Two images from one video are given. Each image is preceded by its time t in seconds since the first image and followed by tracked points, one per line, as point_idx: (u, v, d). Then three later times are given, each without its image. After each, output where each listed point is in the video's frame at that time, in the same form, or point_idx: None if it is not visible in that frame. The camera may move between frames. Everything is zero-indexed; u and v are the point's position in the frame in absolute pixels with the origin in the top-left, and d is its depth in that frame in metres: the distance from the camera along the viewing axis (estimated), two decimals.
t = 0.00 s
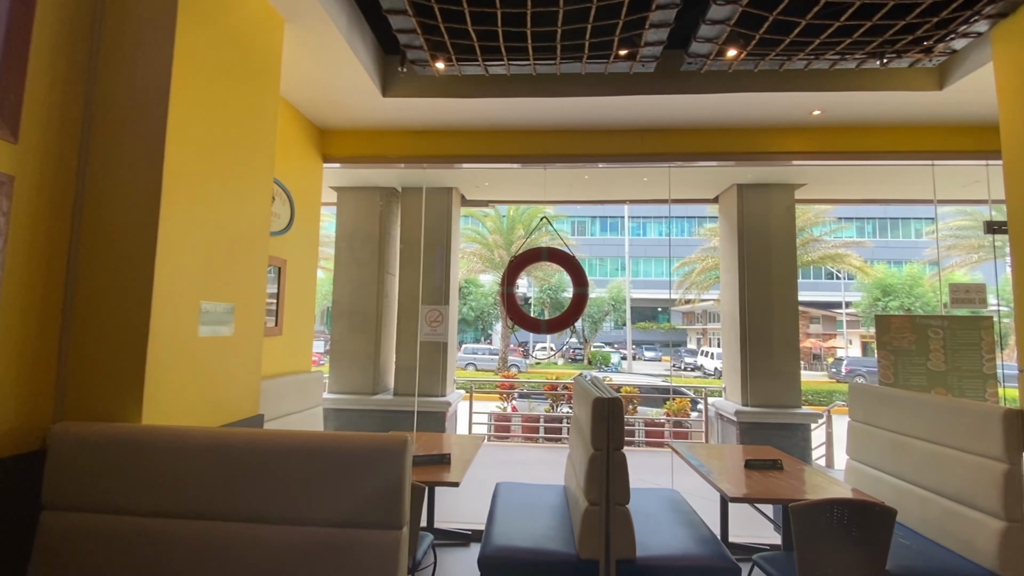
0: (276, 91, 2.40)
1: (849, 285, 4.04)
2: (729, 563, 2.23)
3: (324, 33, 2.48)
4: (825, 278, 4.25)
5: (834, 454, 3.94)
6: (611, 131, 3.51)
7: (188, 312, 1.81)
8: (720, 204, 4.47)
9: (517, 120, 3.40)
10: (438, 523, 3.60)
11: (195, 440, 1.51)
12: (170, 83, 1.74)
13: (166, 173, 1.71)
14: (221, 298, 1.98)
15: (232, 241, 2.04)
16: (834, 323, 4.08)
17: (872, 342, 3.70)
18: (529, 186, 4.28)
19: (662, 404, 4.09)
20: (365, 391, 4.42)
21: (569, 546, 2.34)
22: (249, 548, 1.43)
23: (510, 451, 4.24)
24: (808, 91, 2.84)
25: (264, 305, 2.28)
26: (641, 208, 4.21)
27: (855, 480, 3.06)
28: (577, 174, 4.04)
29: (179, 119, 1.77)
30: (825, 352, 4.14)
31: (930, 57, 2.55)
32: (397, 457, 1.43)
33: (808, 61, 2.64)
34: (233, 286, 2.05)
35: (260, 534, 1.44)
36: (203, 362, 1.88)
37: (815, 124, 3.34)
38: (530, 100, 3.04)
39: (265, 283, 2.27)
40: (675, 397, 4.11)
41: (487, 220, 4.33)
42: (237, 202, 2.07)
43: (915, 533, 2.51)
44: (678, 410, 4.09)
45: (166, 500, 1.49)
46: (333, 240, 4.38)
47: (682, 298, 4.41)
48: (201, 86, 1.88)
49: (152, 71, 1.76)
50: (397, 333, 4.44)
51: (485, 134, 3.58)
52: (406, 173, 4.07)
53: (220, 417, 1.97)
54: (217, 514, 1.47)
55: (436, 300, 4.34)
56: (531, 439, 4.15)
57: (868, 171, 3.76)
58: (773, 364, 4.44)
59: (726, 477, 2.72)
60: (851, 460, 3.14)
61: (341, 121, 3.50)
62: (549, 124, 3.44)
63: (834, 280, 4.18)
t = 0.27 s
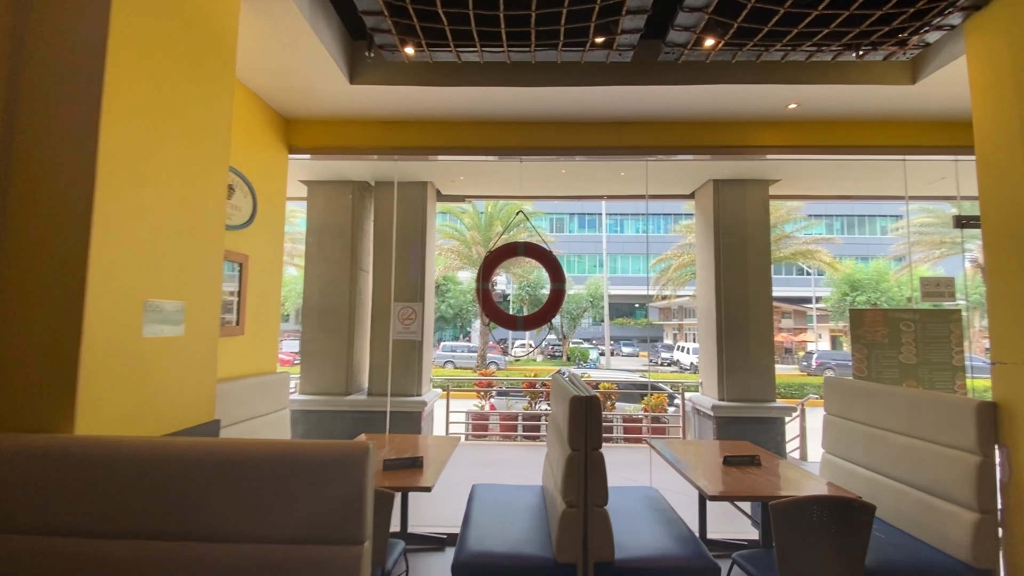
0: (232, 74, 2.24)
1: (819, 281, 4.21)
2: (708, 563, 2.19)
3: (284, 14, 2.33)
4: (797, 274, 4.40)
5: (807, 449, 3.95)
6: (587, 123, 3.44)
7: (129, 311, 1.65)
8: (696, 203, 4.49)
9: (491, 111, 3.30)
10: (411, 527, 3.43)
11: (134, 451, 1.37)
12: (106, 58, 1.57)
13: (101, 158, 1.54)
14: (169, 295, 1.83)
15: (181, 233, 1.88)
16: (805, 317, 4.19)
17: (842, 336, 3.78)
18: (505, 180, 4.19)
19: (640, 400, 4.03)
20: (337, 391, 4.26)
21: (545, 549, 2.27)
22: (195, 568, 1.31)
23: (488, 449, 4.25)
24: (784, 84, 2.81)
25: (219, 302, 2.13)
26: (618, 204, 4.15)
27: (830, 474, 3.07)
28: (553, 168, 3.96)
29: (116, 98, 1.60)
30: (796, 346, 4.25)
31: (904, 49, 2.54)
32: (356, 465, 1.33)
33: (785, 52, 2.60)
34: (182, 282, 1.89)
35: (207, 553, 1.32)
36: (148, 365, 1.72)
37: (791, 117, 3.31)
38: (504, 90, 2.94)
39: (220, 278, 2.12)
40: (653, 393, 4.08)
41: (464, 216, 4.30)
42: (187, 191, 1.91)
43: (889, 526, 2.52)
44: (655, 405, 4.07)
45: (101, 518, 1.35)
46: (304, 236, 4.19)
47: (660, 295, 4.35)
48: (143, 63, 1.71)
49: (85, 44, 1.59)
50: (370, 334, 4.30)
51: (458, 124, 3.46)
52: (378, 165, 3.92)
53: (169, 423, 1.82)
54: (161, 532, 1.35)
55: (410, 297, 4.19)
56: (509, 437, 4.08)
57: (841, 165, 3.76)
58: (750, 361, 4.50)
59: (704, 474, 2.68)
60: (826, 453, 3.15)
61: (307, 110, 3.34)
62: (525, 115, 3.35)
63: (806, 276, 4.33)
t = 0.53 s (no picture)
0: (188, 48, 2.07)
1: (796, 277, 4.07)
2: (692, 565, 2.11)
3: None
4: (775, 270, 4.33)
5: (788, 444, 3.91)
6: (570, 113, 3.33)
7: (64, 305, 1.49)
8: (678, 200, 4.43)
9: (471, 98, 3.17)
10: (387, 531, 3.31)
11: (63, 461, 1.23)
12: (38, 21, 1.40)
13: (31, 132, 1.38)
14: (112, 288, 1.67)
15: (127, 220, 1.72)
16: (783, 313, 4.03)
17: (820, 332, 3.68)
18: (487, 171, 4.08)
19: (622, 396, 3.98)
20: (313, 390, 4.11)
21: (524, 554, 2.18)
22: None
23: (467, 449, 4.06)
24: (770, 73, 2.74)
25: (173, 295, 1.98)
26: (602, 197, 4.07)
27: (813, 470, 3.04)
28: (537, 159, 3.86)
29: (51, 67, 1.43)
30: (775, 340, 4.10)
31: (892, 40, 2.49)
32: (313, 473, 1.21)
33: (773, 40, 2.53)
34: (128, 273, 1.74)
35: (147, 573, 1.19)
36: (87, 364, 1.57)
37: (777, 109, 3.25)
38: (483, 75, 2.82)
39: (173, 269, 1.97)
40: (635, 389, 4.01)
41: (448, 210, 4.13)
42: (134, 174, 1.75)
43: (873, 524, 2.49)
44: (638, 401, 4.01)
45: (25, 536, 1.21)
46: (276, 229, 4.05)
47: (642, 290, 4.19)
48: (84, 30, 1.55)
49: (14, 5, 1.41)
50: (347, 332, 4.13)
51: (436, 112, 3.32)
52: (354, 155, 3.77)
53: (112, 427, 1.67)
54: (95, 551, 1.21)
55: (387, 292, 4.06)
56: (491, 434, 3.99)
57: (826, 159, 3.72)
58: (732, 356, 4.48)
59: (687, 473, 2.62)
60: (809, 450, 3.12)
61: (276, 93, 3.16)
62: (507, 103, 3.23)
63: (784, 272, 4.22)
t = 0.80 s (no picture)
0: (149, 20, 1.95)
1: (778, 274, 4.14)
2: (674, 563, 2.08)
3: None
4: (757, 267, 4.39)
5: (767, 438, 3.99)
6: (556, 102, 3.27)
7: (7, 291, 1.37)
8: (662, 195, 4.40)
9: (454, 85, 3.08)
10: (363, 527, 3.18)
11: None
12: None
13: None
14: (62, 275, 1.55)
15: (79, 201, 1.61)
16: (764, 309, 4.15)
17: (797, 327, 3.82)
18: (471, 161, 4.01)
19: (605, 390, 4.01)
20: (291, 382, 3.94)
21: (504, 553, 2.12)
22: None
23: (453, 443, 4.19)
24: (758, 64, 2.71)
25: (131, 283, 1.86)
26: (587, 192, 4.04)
27: (793, 466, 3.04)
28: (522, 150, 3.78)
29: None
30: (755, 337, 4.20)
31: (880, 33, 2.48)
32: (274, 475, 1.14)
33: (761, 30, 2.49)
34: (80, 258, 1.62)
35: None
36: (31, 356, 1.45)
37: (765, 102, 3.23)
38: (466, 60, 2.73)
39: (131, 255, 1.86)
40: (618, 384, 4.02)
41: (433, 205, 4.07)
42: (86, 151, 1.64)
43: (853, 519, 2.49)
44: (621, 395, 4.03)
45: None
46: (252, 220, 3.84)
47: (626, 286, 4.06)
48: None
49: None
50: (327, 323, 4.05)
51: (418, 98, 3.22)
52: (333, 142, 3.65)
53: (61, 423, 1.56)
54: (33, 559, 1.11)
55: (367, 283, 4.01)
56: (473, 429, 3.99)
57: (811, 154, 3.71)
58: (715, 350, 4.48)
59: (669, 468, 2.60)
60: (790, 445, 3.12)
61: (250, 75, 3.03)
62: (491, 90, 3.14)
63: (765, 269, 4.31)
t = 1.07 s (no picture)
0: None
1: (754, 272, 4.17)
2: (655, 557, 2.07)
3: None
4: (734, 264, 4.42)
5: (744, 431, 4.10)
6: (542, 90, 3.21)
7: None
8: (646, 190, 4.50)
9: (439, 70, 3.00)
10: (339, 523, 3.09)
11: None
12: None
13: None
14: (14, 257, 1.44)
15: (32, 178, 1.50)
16: (741, 305, 4.20)
17: (774, 323, 3.81)
18: (455, 150, 3.94)
19: (586, 384, 3.97)
20: (267, 374, 3.84)
21: (485, 548, 2.08)
22: None
23: (434, 437, 4.17)
24: (746, 57, 2.69)
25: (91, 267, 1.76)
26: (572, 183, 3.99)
27: (772, 458, 3.07)
28: (506, 140, 3.72)
29: None
30: (731, 332, 4.26)
31: (865, 28, 2.50)
32: (242, 471, 1.07)
33: (750, 22, 2.47)
34: (35, 240, 1.52)
35: None
36: None
37: (751, 97, 3.23)
38: (451, 43, 2.65)
39: (91, 238, 1.75)
40: (600, 376, 4.01)
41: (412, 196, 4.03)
42: (40, 126, 1.52)
43: (830, 511, 2.52)
44: (602, 389, 4.01)
45: None
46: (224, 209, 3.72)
47: (607, 280, 4.18)
48: None
49: None
50: (303, 313, 3.91)
51: (401, 82, 3.13)
52: (311, 127, 3.53)
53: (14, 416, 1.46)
54: None
55: (345, 274, 3.89)
56: (453, 421, 3.95)
57: (794, 150, 3.74)
58: (695, 344, 4.50)
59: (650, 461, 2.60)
60: (769, 438, 3.16)
61: (224, 53, 2.90)
62: (477, 77, 3.07)
63: (742, 265, 4.32)
